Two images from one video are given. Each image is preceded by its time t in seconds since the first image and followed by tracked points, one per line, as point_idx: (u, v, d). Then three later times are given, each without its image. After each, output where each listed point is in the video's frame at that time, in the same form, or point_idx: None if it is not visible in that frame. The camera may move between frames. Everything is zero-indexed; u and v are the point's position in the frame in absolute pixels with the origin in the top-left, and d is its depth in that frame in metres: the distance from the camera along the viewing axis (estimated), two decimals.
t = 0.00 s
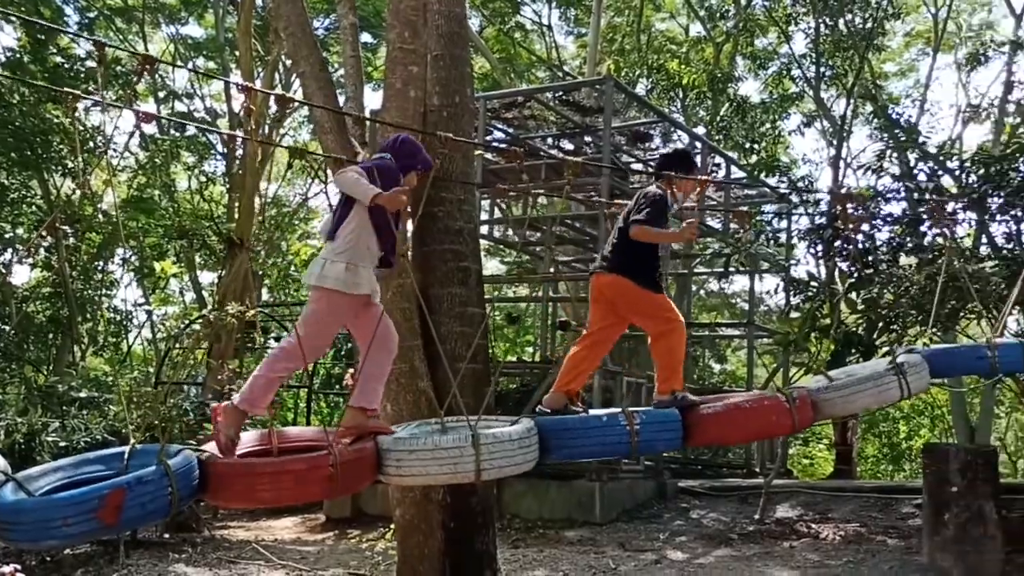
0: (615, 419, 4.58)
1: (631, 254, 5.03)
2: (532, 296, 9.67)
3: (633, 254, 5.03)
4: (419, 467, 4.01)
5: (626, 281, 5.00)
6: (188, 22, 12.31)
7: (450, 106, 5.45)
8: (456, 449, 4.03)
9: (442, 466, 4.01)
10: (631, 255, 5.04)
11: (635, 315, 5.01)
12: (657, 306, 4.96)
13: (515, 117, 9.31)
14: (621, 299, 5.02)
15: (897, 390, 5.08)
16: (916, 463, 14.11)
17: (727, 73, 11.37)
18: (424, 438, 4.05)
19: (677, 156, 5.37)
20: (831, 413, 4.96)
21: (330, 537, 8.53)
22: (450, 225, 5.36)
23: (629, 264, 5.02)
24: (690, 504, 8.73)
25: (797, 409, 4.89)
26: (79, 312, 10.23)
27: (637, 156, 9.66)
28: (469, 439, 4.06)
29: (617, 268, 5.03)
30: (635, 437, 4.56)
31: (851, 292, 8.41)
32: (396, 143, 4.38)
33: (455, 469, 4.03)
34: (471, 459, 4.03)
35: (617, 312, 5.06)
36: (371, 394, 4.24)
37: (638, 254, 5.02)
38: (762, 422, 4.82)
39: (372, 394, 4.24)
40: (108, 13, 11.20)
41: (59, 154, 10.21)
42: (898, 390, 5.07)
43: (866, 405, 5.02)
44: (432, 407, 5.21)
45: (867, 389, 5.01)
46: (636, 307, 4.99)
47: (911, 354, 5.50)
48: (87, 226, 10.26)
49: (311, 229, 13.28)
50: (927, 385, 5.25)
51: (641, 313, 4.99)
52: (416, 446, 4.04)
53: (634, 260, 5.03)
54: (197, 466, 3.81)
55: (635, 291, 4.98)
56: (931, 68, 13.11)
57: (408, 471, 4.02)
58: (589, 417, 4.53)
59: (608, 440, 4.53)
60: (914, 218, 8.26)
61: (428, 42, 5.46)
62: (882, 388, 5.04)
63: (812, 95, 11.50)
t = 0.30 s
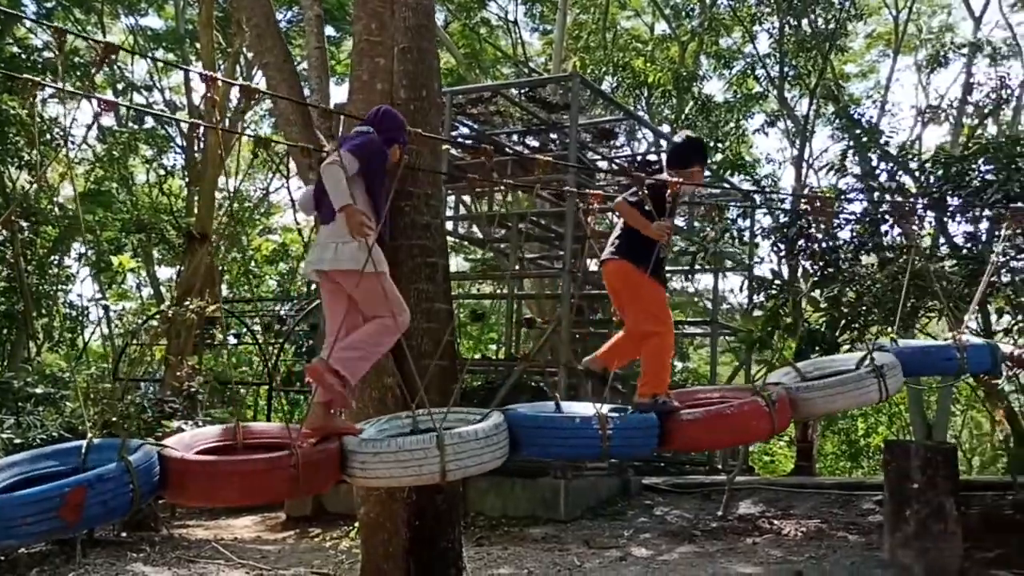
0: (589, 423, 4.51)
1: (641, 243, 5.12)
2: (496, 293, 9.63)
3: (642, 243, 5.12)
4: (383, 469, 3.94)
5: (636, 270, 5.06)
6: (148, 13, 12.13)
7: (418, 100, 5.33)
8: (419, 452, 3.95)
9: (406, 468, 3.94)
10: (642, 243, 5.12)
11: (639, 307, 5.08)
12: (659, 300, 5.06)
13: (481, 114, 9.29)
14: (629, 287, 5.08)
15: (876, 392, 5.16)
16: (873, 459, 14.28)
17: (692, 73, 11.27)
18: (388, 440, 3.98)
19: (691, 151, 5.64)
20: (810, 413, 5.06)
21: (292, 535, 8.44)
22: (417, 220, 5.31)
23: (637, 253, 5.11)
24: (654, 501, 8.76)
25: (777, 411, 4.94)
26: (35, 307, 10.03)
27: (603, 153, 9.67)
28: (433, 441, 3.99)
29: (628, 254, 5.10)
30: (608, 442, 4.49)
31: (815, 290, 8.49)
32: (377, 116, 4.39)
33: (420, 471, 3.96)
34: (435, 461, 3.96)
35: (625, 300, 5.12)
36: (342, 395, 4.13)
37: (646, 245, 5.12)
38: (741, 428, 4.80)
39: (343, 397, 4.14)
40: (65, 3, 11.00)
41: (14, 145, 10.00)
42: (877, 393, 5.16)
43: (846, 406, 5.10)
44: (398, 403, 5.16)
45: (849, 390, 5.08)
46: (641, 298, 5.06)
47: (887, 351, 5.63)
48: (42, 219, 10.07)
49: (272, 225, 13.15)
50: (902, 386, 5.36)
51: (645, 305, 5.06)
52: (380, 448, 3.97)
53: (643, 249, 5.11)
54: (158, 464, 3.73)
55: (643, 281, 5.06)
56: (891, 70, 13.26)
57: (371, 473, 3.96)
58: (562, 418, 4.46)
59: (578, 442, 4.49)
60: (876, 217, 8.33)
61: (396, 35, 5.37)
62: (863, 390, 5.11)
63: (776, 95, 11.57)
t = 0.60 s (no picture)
0: (574, 419, 4.53)
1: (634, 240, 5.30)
2: (471, 291, 9.62)
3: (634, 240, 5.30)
4: (367, 467, 3.93)
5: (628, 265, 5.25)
6: (118, 7, 11.99)
7: (395, 96, 5.30)
8: (405, 449, 3.94)
9: (392, 466, 3.94)
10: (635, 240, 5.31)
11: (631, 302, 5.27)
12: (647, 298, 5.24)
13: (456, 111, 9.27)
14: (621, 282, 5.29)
15: (859, 390, 5.20)
16: (843, 457, 14.41)
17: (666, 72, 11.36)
18: (373, 439, 3.97)
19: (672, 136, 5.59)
20: (794, 411, 5.07)
21: (264, 534, 8.37)
22: (396, 218, 5.28)
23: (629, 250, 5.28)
24: (629, 499, 8.77)
25: (761, 410, 4.94)
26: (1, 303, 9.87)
27: (578, 152, 9.67)
28: (419, 438, 3.97)
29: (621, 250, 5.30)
30: (593, 439, 4.51)
31: (789, 288, 8.55)
32: (356, 105, 4.39)
33: (405, 469, 3.95)
34: (421, 458, 3.95)
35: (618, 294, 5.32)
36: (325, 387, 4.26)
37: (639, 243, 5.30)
38: (725, 426, 4.81)
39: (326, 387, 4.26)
40: None
41: None
42: (860, 391, 5.19)
43: (828, 405, 5.14)
44: (374, 401, 5.13)
45: (830, 387, 5.13)
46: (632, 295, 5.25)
47: (870, 351, 5.67)
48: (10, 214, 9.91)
49: (244, 221, 13.04)
50: (886, 386, 5.39)
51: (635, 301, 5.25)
52: (365, 447, 3.97)
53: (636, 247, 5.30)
54: (132, 461, 3.68)
55: (633, 276, 5.24)
56: (862, 71, 13.38)
57: (356, 472, 3.96)
58: (548, 415, 4.47)
59: (563, 440, 4.50)
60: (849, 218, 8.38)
61: (373, 31, 5.35)
62: (846, 388, 5.16)
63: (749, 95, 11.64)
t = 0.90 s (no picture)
0: (550, 415, 4.52)
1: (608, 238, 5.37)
2: (442, 289, 9.61)
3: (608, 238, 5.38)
4: (343, 464, 3.92)
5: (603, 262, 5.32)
6: None
7: (370, 92, 5.32)
8: (380, 445, 3.94)
9: (367, 462, 3.93)
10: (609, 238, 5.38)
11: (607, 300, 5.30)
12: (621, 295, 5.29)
13: (428, 108, 9.26)
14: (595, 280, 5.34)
15: (830, 387, 5.24)
16: (808, 454, 14.56)
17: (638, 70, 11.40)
18: (349, 434, 3.96)
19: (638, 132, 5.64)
20: (765, 410, 5.09)
21: (233, 532, 8.32)
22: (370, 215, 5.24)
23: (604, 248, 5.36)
24: (599, 496, 8.82)
25: (733, 407, 4.96)
26: None
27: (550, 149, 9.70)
28: (394, 434, 3.98)
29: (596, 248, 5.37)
30: (570, 434, 4.50)
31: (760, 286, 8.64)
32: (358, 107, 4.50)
33: (381, 465, 3.94)
34: (396, 454, 3.95)
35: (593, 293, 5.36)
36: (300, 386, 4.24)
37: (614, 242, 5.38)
38: (698, 422, 4.86)
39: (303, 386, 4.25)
40: None
41: None
42: (831, 388, 5.23)
43: (798, 402, 5.19)
44: (349, 399, 5.10)
45: (799, 385, 5.18)
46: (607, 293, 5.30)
47: (840, 350, 5.72)
48: None
49: (213, 217, 12.94)
50: (856, 383, 5.45)
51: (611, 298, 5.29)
52: (340, 442, 3.95)
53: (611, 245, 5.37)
54: (104, 457, 3.64)
55: (607, 274, 5.30)
56: (830, 72, 13.53)
57: (331, 468, 3.94)
58: (525, 411, 4.45)
59: (539, 436, 4.46)
60: (818, 217, 8.47)
61: (348, 27, 5.34)
62: (816, 385, 5.20)
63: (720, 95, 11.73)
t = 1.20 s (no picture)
0: (519, 412, 4.52)
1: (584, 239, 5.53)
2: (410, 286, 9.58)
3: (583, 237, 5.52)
4: (317, 461, 3.89)
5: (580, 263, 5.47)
6: None
7: (341, 88, 5.23)
8: (354, 442, 3.93)
9: (341, 459, 3.91)
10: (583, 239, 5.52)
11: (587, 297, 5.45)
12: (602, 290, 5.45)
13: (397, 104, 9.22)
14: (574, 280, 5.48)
15: (784, 382, 5.28)
16: (771, 451, 14.71)
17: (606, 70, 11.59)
18: (322, 432, 3.94)
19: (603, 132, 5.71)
20: (726, 406, 5.07)
21: (199, 530, 8.25)
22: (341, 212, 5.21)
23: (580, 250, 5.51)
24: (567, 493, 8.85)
25: (693, 403, 4.94)
26: None
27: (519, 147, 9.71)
28: (368, 431, 3.98)
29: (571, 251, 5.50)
30: (538, 430, 4.51)
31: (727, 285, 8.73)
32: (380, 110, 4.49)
33: (354, 462, 3.94)
34: (371, 451, 3.95)
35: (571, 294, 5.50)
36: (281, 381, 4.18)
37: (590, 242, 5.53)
38: (659, 416, 4.85)
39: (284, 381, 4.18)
40: None
41: None
42: (786, 383, 5.27)
43: (755, 397, 5.18)
44: (320, 396, 5.09)
45: (757, 381, 5.20)
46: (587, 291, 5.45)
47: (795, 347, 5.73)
48: None
49: (177, 211, 12.80)
50: (810, 379, 5.49)
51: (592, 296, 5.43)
52: (313, 440, 3.92)
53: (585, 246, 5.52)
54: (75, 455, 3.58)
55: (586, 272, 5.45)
56: (795, 74, 13.67)
57: (304, 465, 3.90)
58: (494, 408, 4.46)
59: (509, 432, 4.47)
60: (784, 217, 8.55)
61: (321, 22, 5.27)
62: (773, 380, 5.23)
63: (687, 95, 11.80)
